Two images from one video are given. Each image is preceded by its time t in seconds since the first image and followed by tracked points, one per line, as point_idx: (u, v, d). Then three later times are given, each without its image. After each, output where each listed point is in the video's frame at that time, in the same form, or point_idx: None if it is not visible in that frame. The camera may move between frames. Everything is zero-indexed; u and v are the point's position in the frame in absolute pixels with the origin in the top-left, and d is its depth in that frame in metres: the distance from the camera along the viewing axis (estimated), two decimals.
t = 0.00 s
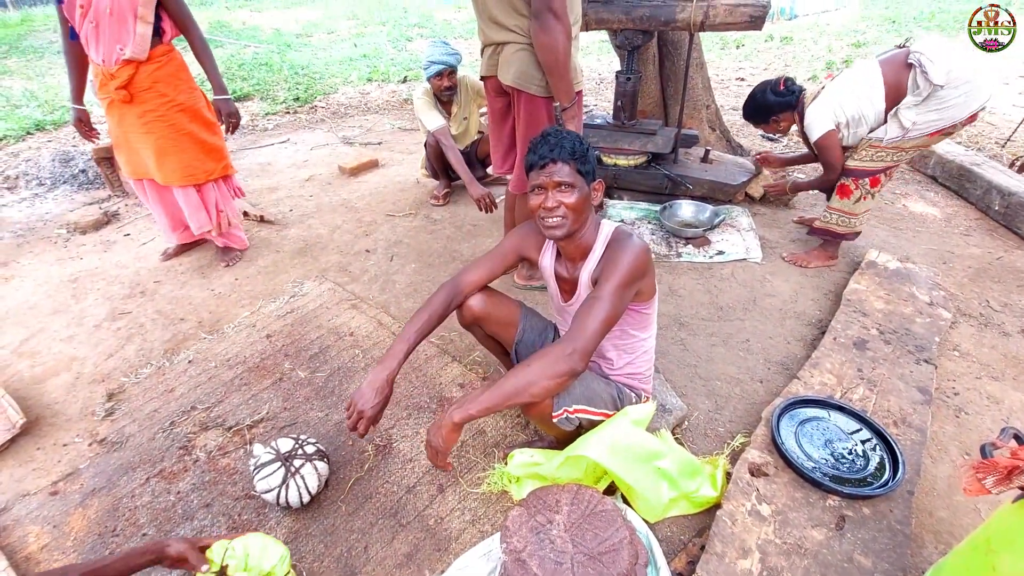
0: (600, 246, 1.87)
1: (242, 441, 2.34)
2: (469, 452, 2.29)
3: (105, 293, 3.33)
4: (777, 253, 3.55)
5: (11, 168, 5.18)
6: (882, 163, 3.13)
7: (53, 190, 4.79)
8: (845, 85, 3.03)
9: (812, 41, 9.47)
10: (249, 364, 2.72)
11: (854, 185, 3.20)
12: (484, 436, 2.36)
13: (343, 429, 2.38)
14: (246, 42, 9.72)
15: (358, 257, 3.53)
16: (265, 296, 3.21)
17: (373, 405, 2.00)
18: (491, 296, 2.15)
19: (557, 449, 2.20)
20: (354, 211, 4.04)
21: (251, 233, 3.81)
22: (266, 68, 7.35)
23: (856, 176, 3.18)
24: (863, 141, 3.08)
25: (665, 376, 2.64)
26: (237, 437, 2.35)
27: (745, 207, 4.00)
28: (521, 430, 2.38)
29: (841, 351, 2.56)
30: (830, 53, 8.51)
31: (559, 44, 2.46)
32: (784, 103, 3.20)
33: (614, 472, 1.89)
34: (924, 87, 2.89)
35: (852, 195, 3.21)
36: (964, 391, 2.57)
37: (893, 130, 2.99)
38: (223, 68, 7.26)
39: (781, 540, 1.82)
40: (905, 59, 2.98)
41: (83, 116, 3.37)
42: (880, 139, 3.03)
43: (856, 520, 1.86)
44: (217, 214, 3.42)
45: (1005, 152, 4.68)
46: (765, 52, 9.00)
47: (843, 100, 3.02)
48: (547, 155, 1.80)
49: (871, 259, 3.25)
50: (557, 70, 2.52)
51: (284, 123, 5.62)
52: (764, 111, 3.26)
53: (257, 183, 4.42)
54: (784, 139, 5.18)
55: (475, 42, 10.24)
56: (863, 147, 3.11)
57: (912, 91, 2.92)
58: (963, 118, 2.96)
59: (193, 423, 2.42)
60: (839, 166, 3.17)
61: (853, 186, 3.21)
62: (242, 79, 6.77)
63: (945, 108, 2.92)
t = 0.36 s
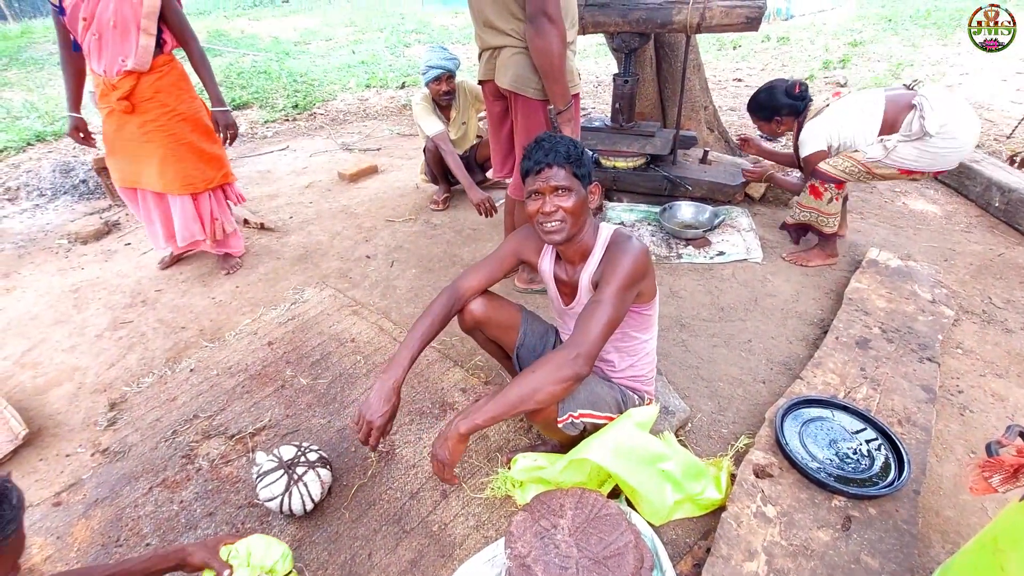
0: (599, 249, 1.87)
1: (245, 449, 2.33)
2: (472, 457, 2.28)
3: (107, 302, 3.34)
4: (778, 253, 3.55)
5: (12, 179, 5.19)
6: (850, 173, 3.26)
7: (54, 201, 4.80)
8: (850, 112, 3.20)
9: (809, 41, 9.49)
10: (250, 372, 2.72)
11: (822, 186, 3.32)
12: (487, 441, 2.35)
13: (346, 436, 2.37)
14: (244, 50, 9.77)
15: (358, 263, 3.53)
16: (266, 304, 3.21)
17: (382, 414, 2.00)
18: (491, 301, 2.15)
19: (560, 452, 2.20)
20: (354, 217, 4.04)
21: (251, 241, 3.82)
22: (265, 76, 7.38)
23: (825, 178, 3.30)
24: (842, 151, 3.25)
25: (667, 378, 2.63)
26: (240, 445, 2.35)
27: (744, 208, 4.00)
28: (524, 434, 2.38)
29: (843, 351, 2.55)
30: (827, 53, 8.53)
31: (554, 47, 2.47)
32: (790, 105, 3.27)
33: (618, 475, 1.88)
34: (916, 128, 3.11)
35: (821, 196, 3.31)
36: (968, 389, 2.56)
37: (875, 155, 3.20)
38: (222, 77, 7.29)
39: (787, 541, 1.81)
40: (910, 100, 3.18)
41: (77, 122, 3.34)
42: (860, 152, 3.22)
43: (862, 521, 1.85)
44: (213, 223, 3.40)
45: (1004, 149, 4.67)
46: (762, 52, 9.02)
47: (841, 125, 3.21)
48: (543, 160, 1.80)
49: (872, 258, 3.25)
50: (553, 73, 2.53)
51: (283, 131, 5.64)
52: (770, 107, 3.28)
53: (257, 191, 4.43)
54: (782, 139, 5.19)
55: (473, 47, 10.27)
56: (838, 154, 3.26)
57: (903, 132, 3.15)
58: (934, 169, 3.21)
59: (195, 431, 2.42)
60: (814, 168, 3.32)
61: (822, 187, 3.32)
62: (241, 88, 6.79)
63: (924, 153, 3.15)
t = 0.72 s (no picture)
0: (599, 249, 1.87)
1: (246, 452, 2.33)
2: (473, 459, 2.28)
3: (107, 307, 3.34)
4: (777, 252, 3.55)
5: (12, 185, 5.21)
6: (831, 185, 3.27)
7: (54, 206, 4.81)
8: (859, 138, 3.18)
9: (807, 41, 9.50)
10: (251, 375, 2.72)
11: (813, 188, 3.31)
12: (488, 442, 2.35)
13: (346, 438, 2.37)
14: (243, 54, 9.79)
15: (358, 266, 3.53)
16: (265, 307, 3.21)
17: (386, 419, 2.00)
18: (491, 302, 2.15)
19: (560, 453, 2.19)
20: (354, 220, 4.04)
21: (251, 244, 3.82)
22: (264, 79, 7.39)
23: (815, 183, 3.30)
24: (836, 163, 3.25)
25: (668, 378, 2.63)
26: (240, 448, 2.35)
27: (744, 208, 4.00)
28: (524, 435, 2.38)
29: (843, 349, 2.55)
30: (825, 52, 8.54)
31: (550, 45, 2.46)
32: (812, 107, 3.25)
33: (619, 476, 1.87)
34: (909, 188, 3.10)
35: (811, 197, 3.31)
36: (969, 387, 2.56)
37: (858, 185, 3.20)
38: (220, 81, 7.30)
39: (789, 541, 1.80)
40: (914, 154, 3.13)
41: (76, 131, 3.34)
42: (850, 175, 3.22)
43: (864, 519, 1.85)
44: (215, 226, 3.41)
45: (1003, 146, 4.67)
46: (760, 52, 9.03)
47: (844, 148, 3.20)
48: (541, 160, 1.81)
49: (872, 256, 3.24)
50: (549, 71, 2.52)
51: (282, 134, 5.65)
52: (793, 101, 3.26)
53: (257, 194, 4.44)
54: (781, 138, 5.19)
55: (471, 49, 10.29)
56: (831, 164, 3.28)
57: (892, 179, 3.13)
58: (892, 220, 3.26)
59: (196, 435, 2.42)
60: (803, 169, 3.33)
61: (811, 190, 3.32)
62: (240, 92, 6.81)
63: (894, 202, 3.16)
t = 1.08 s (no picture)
0: (595, 249, 1.88)
1: (245, 453, 2.33)
2: (473, 459, 2.28)
3: (107, 308, 3.34)
4: (776, 252, 3.55)
5: (12, 187, 5.21)
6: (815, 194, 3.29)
7: (54, 208, 4.81)
8: (863, 156, 3.17)
9: (806, 41, 9.51)
10: (250, 376, 2.72)
11: (803, 194, 3.33)
12: (487, 442, 2.35)
13: (346, 439, 2.38)
14: (242, 56, 9.80)
15: (357, 267, 3.54)
16: (265, 308, 3.22)
17: (384, 420, 2.00)
18: (490, 302, 2.15)
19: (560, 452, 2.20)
20: (353, 221, 4.05)
21: (251, 245, 3.83)
22: (263, 81, 7.40)
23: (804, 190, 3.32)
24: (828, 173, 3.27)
25: (667, 377, 2.63)
26: (240, 449, 2.35)
27: (742, 207, 4.00)
28: (524, 435, 2.38)
29: (842, 348, 2.55)
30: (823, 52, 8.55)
31: (539, 36, 2.45)
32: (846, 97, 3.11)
33: (617, 476, 1.87)
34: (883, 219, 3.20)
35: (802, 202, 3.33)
36: (968, 385, 2.56)
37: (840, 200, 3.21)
38: (219, 83, 7.31)
39: (788, 539, 1.81)
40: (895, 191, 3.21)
41: (77, 137, 3.35)
42: (835, 187, 3.25)
43: (863, 517, 1.85)
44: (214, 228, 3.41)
45: (1001, 146, 4.67)
46: (758, 52, 9.04)
47: (850, 159, 3.17)
48: (539, 161, 1.81)
49: (870, 255, 3.25)
50: (538, 63, 2.51)
51: (281, 136, 5.66)
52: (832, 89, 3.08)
53: (256, 195, 4.45)
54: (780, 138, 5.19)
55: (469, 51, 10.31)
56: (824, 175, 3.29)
57: (870, 205, 3.17)
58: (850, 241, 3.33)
59: (196, 436, 2.42)
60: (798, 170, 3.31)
61: (801, 194, 3.34)
62: (239, 94, 6.82)
63: (861, 224, 3.22)
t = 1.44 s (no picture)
0: (600, 251, 1.87)
1: (246, 452, 2.33)
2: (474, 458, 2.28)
3: (107, 308, 3.34)
4: (777, 251, 3.55)
5: (12, 187, 5.21)
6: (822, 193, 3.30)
7: (54, 208, 4.81)
8: (871, 154, 3.15)
9: (806, 41, 9.52)
10: (251, 375, 2.72)
11: (809, 191, 3.35)
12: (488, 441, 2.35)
13: (347, 437, 2.37)
14: (242, 56, 9.80)
15: (357, 266, 3.53)
16: (265, 307, 3.21)
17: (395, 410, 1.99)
18: (492, 297, 2.16)
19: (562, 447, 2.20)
20: (354, 220, 4.05)
21: (251, 245, 3.83)
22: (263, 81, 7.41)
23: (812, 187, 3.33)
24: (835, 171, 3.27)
25: (669, 375, 2.63)
26: (241, 447, 2.35)
27: (743, 206, 4.00)
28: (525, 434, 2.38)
29: (843, 346, 2.55)
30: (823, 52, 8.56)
31: (524, 28, 2.44)
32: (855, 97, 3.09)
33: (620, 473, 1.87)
34: (887, 218, 3.20)
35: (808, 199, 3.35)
36: (969, 383, 2.56)
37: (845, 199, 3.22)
38: (219, 83, 7.31)
39: (790, 537, 1.80)
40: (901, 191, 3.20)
41: (77, 133, 3.35)
42: (841, 186, 3.25)
43: (865, 514, 1.85)
44: (212, 227, 3.41)
45: (1001, 145, 4.67)
46: (757, 52, 9.04)
47: (858, 157, 3.16)
48: (542, 188, 1.73)
49: (871, 254, 3.25)
50: (523, 55, 2.50)
51: (281, 135, 5.66)
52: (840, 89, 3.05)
53: (257, 195, 4.45)
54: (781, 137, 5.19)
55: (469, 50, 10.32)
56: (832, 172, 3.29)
57: (875, 205, 3.17)
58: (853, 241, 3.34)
59: (196, 434, 2.42)
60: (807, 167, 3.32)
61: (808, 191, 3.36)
62: (239, 93, 6.82)
63: (864, 224, 3.22)
